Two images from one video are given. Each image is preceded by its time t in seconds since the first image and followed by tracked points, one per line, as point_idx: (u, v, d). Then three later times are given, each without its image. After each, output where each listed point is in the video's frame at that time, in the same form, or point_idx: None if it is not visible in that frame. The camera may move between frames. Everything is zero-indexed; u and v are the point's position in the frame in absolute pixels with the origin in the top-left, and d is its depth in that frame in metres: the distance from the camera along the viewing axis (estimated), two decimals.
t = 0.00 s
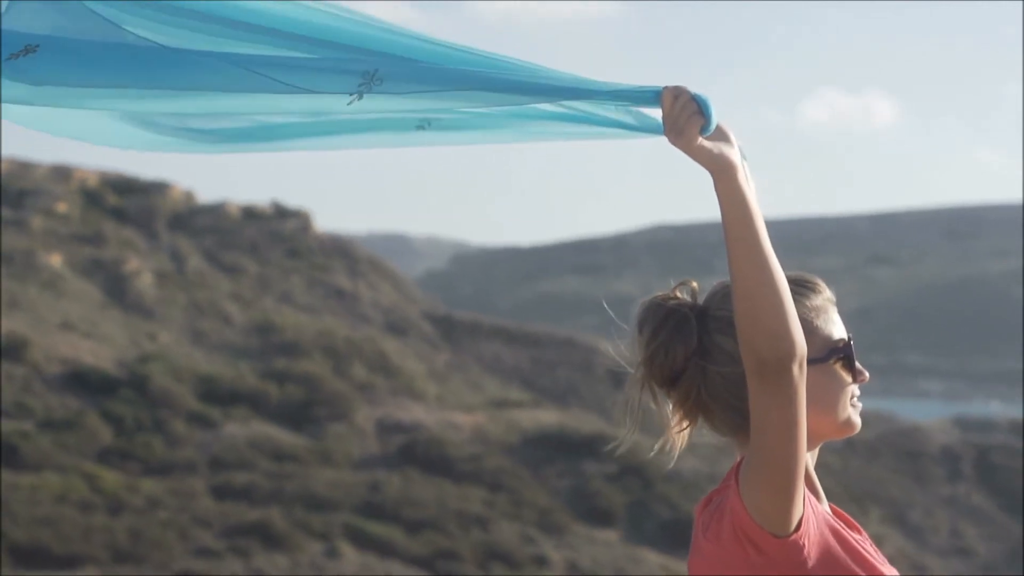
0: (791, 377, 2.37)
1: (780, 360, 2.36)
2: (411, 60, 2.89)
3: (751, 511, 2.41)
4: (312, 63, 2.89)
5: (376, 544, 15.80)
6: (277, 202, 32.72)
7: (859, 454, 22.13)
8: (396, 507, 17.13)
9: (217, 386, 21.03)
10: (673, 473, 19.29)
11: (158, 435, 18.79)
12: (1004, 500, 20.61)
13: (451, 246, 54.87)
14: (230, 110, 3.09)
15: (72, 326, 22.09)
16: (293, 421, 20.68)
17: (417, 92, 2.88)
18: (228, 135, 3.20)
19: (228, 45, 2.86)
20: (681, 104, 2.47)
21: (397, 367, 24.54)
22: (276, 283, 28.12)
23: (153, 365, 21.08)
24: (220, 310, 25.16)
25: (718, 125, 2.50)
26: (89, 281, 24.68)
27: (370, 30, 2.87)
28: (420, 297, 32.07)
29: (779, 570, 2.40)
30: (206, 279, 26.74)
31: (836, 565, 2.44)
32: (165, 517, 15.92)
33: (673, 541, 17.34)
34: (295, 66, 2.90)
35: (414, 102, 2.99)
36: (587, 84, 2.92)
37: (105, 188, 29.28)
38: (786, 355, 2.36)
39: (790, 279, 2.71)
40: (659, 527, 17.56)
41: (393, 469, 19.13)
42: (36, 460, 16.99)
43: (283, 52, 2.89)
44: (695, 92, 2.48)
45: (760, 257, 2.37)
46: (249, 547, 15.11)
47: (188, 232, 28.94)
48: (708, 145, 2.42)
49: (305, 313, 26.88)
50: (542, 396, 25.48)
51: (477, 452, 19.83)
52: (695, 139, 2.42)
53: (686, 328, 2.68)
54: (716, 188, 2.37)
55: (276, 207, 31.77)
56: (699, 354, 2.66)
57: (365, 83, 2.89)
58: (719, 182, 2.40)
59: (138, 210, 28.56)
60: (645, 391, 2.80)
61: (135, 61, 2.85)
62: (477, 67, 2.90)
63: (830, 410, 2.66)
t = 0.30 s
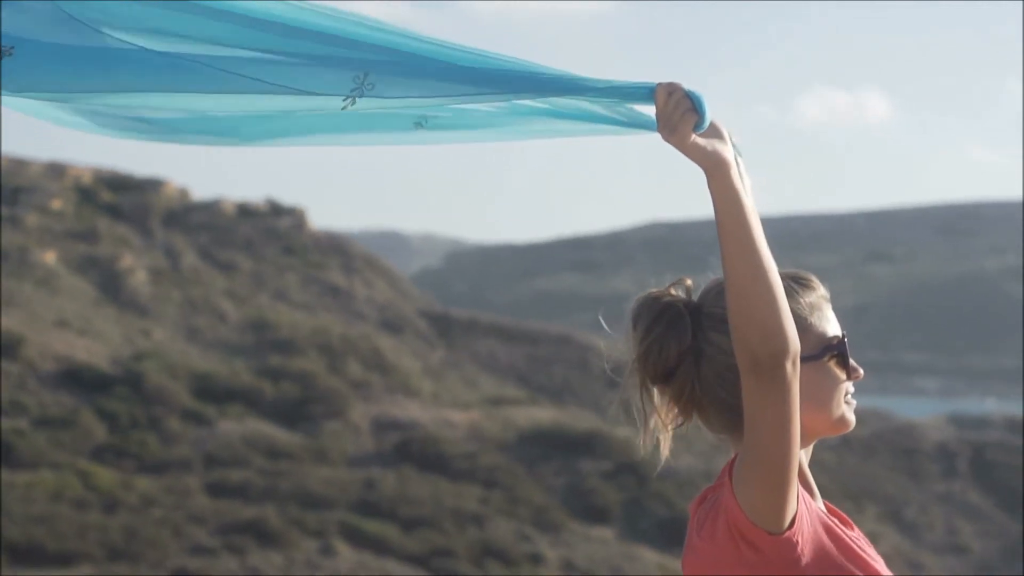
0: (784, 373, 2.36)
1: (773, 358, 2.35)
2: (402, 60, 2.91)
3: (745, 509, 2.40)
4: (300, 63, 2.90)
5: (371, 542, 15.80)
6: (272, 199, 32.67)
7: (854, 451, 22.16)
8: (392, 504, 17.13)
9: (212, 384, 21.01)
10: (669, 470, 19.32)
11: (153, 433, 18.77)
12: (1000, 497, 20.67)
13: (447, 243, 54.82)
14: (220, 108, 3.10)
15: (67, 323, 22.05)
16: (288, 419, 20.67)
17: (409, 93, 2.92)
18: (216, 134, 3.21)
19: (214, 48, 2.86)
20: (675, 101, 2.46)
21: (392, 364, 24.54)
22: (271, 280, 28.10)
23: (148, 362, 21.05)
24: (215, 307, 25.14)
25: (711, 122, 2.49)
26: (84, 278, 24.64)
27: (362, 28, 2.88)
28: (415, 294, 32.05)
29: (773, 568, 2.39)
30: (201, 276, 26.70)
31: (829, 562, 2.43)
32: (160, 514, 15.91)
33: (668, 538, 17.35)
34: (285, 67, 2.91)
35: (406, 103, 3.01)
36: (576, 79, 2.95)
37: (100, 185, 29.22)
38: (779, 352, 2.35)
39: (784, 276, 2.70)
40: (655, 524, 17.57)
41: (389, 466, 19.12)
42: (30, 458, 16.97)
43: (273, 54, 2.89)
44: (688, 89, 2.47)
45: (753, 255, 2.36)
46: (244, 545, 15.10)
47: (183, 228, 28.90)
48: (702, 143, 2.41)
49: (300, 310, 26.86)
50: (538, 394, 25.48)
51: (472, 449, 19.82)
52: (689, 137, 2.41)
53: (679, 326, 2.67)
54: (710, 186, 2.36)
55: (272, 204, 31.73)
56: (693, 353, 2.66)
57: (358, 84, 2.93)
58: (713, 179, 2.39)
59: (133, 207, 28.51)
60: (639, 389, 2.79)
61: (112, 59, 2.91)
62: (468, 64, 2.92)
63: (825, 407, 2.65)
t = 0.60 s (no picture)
0: (775, 370, 2.38)
1: (765, 354, 2.36)
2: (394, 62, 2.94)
3: (737, 505, 2.42)
4: (291, 67, 2.92)
5: (366, 539, 15.82)
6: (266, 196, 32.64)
7: (847, 447, 22.21)
8: (386, 501, 17.15)
9: (206, 381, 21.01)
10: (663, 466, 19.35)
11: (147, 430, 18.76)
12: (993, 493, 20.72)
13: (440, 239, 54.83)
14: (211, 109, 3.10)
15: (60, 320, 22.04)
16: (282, 416, 20.67)
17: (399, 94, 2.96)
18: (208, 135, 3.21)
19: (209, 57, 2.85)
20: (667, 98, 2.47)
21: (386, 361, 24.54)
22: (265, 277, 28.08)
23: (142, 359, 21.05)
24: (209, 305, 25.13)
25: (703, 119, 2.50)
26: (77, 275, 24.61)
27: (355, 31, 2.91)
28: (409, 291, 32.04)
29: (764, 564, 2.42)
30: (195, 274, 26.68)
31: (821, 558, 2.45)
32: (155, 511, 15.92)
33: (662, 534, 17.38)
34: (279, 71, 2.92)
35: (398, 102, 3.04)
36: (568, 76, 2.97)
37: (93, 183, 29.19)
38: (770, 348, 2.37)
39: (777, 272, 2.71)
40: (649, 520, 17.61)
41: (383, 463, 19.13)
42: (24, 456, 16.96)
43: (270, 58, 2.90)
44: (680, 87, 2.49)
45: (744, 253, 2.37)
46: (238, 542, 15.11)
47: (177, 225, 28.86)
48: (694, 140, 2.43)
49: (294, 308, 26.86)
50: (532, 390, 25.51)
51: (466, 446, 19.85)
52: (682, 134, 2.43)
53: (672, 321, 2.69)
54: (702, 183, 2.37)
55: (265, 202, 31.71)
56: (684, 349, 2.68)
57: (349, 87, 2.97)
58: (705, 177, 2.41)
59: (127, 205, 28.48)
60: (632, 384, 2.81)
61: (95, 71, 2.77)
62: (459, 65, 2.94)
63: (817, 403, 2.67)
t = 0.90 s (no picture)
0: (768, 366, 2.37)
1: (758, 349, 2.35)
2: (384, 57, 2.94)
3: (730, 502, 2.41)
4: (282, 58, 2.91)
5: (360, 536, 15.83)
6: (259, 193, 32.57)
7: (842, 444, 22.23)
8: (380, 498, 17.14)
9: (199, 378, 20.99)
10: (657, 462, 19.35)
11: (141, 427, 18.75)
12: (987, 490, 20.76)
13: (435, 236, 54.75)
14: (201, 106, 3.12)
15: (54, 317, 22.01)
16: (276, 413, 20.66)
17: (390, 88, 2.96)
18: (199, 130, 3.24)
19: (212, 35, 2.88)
20: (660, 94, 2.46)
21: (380, 358, 24.53)
22: (258, 274, 28.04)
23: (136, 356, 21.01)
24: (202, 302, 25.10)
25: (696, 116, 2.49)
26: (71, 272, 24.55)
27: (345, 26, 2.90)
28: (403, 289, 31.99)
29: (759, 559, 2.41)
30: (188, 271, 26.64)
31: (814, 555, 2.44)
32: (149, 509, 15.91)
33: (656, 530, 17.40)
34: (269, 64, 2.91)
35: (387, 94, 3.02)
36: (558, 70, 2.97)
37: (87, 179, 29.10)
38: (764, 344, 2.36)
39: (769, 269, 2.70)
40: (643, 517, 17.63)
41: (377, 460, 19.12)
42: (17, 454, 16.94)
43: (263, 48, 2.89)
44: (673, 82, 2.48)
45: (737, 251, 2.37)
46: (232, 540, 15.11)
47: (170, 222, 28.80)
48: (687, 136, 2.42)
49: (288, 305, 26.83)
50: (525, 388, 25.53)
51: (460, 443, 19.84)
52: (673, 130, 2.42)
53: (663, 318, 2.68)
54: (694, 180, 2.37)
55: (259, 198, 31.65)
56: (677, 345, 2.67)
57: (341, 80, 2.95)
58: (697, 173, 2.40)
59: (120, 202, 28.40)
60: (624, 380, 2.80)
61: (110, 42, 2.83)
62: (449, 60, 2.94)
63: (810, 399, 2.66)
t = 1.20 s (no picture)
0: (761, 362, 2.37)
1: (750, 347, 2.36)
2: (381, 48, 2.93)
3: (723, 499, 2.42)
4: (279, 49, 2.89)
5: (355, 533, 15.84)
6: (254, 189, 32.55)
7: (837, 441, 22.24)
8: (375, 494, 17.15)
9: (194, 375, 20.98)
10: (652, 459, 19.38)
11: (136, 424, 18.74)
12: (981, 486, 20.81)
13: (430, 231, 54.77)
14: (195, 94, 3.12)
15: (48, 314, 21.99)
16: (271, 410, 20.66)
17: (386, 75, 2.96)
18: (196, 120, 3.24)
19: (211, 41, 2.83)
20: (655, 92, 2.47)
21: (375, 354, 24.54)
22: (254, 270, 28.03)
23: (131, 352, 20.99)
24: (197, 298, 25.09)
25: (690, 114, 2.50)
26: (65, 269, 24.53)
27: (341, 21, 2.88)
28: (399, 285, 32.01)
29: (750, 556, 2.42)
30: (184, 267, 26.62)
31: (807, 550, 2.45)
32: (144, 505, 15.90)
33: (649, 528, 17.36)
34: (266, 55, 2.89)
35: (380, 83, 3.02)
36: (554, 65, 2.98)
37: (82, 176, 29.06)
38: (757, 341, 2.36)
39: (763, 266, 2.71)
40: (638, 514, 17.66)
41: (372, 456, 19.13)
42: (12, 450, 16.92)
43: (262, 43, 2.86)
44: (668, 79, 2.48)
45: (731, 249, 2.37)
46: (227, 536, 15.11)
47: (166, 219, 28.77)
48: (681, 134, 2.42)
49: (283, 301, 26.82)
50: (521, 384, 25.54)
51: (455, 439, 19.84)
52: (667, 128, 2.42)
53: (656, 316, 2.69)
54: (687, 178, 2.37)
55: (254, 194, 31.65)
56: (671, 342, 2.67)
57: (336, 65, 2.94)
58: (691, 171, 2.41)
59: (115, 198, 28.36)
60: (616, 377, 2.81)
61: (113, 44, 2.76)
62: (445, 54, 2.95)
63: (802, 396, 2.67)
